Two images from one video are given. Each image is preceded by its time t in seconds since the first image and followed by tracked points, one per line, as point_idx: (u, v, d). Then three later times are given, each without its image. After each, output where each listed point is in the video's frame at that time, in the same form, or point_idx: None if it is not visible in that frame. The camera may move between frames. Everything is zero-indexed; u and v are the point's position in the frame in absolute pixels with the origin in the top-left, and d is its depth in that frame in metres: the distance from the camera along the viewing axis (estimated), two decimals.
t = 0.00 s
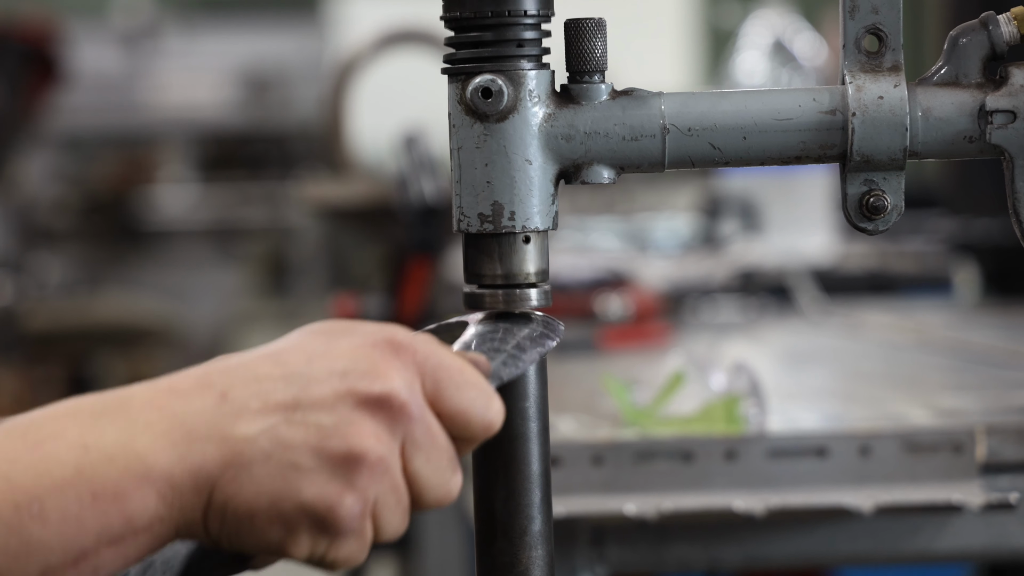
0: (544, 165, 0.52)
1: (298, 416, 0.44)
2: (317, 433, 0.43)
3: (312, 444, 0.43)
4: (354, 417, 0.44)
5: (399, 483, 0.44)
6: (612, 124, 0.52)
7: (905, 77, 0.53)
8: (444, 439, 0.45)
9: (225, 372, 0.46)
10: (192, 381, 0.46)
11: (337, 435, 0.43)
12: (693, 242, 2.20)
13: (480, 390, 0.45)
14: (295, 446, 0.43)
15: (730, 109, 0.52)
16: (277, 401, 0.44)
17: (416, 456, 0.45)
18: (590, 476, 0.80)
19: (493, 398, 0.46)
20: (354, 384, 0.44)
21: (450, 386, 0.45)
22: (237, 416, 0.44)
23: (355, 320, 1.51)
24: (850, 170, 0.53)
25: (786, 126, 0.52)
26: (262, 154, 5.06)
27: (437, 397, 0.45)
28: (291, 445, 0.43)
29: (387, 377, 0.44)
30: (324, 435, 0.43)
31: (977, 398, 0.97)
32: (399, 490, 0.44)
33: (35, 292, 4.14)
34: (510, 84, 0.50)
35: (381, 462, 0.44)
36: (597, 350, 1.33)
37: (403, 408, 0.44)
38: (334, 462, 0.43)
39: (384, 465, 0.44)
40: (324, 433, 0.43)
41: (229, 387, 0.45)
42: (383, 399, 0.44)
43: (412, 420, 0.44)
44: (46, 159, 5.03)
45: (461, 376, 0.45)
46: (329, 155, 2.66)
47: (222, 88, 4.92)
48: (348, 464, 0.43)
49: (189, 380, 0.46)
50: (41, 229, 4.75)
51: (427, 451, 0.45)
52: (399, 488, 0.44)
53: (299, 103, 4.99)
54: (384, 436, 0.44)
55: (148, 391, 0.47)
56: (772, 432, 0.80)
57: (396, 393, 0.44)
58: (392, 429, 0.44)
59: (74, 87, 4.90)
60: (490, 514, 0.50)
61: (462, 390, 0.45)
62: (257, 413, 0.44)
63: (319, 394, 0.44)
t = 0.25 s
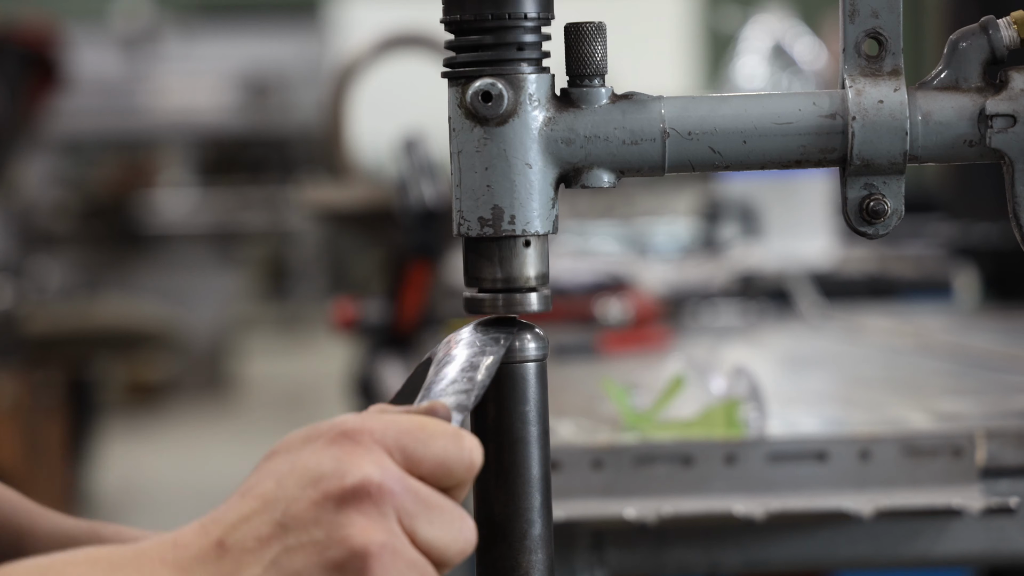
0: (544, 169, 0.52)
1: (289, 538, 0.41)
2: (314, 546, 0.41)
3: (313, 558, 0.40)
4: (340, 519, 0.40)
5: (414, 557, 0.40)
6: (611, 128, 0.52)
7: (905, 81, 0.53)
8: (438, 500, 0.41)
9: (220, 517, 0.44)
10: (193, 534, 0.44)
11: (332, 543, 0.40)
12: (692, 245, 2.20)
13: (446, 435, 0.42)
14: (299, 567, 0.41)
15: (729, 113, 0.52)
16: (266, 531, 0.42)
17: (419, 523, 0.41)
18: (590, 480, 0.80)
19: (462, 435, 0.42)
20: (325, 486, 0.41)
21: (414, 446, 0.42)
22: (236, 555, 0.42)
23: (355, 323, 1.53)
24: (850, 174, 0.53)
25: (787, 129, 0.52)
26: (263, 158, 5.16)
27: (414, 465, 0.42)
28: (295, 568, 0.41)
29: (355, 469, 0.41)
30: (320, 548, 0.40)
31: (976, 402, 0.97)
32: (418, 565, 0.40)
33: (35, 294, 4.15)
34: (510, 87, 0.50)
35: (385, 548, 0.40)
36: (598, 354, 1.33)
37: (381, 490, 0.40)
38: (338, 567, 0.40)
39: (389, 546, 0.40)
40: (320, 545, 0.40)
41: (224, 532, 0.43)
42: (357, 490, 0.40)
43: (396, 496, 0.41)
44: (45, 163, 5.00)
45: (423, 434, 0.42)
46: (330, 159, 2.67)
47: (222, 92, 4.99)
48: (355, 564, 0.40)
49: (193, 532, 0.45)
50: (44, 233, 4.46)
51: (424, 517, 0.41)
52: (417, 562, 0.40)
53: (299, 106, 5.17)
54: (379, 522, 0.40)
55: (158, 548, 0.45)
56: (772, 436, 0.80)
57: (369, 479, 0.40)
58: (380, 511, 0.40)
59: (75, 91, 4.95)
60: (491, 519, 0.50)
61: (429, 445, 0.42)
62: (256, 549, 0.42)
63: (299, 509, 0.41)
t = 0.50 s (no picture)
0: (545, 173, 0.52)
1: (264, 479, 0.41)
2: (285, 494, 0.41)
3: (281, 504, 0.41)
4: (320, 475, 0.41)
5: (379, 535, 0.41)
6: (613, 132, 0.52)
7: (906, 84, 0.53)
8: (420, 483, 0.43)
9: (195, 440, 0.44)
10: (164, 453, 0.44)
11: (303, 494, 0.41)
12: (693, 249, 2.20)
13: (446, 422, 0.43)
14: (266, 508, 0.41)
15: (730, 117, 0.52)
16: (244, 465, 0.42)
17: (392, 504, 0.42)
18: (589, 483, 0.80)
19: (462, 427, 0.44)
20: (316, 441, 0.41)
21: (414, 424, 0.43)
22: (207, 482, 0.42)
23: (355, 327, 1.53)
24: (852, 177, 0.53)
25: (788, 132, 0.52)
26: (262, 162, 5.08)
27: (407, 439, 0.43)
28: (260, 509, 0.41)
29: (348, 431, 0.41)
30: (291, 495, 0.41)
31: (977, 406, 0.96)
32: (379, 543, 0.41)
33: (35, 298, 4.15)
34: (511, 90, 0.50)
35: (353, 516, 0.41)
36: (598, 357, 1.33)
37: (368, 458, 0.41)
38: (305, 520, 0.41)
39: (357, 518, 0.41)
40: (292, 493, 0.41)
41: (197, 457, 0.43)
42: (345, 452, 0.41)
43: (380, 468, 0.41)
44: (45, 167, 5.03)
45: (425, 416, 0.43)
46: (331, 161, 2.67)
47: (222, 96, 4.98)
48: (319, 523, 0.40)
49: (166, 451, 0.44)
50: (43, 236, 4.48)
51: (400, 498, 0.42)
52: (379, 539, 0.41)
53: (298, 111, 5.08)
54: (355, 490, 0.41)
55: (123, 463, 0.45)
56: (773, 439, 0.80)
57: (360, 444, 0.41)
58: (361, 481, 0.41)
59: (75, 95, 4.95)
60: (491, 522, 0.50)
61: (428, 427, 0.43)
62: (225, 482, 0.42)
63: (283, 452, 0.42)
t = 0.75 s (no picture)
0: (546, 177, 0.51)
1: (256, 486, 0.41)
2: (276, 503, 0.41)
3: (270, 514, 0.40)
4: (313, 485, 0.41)
5: (365, 546, 0.42)
6: (614, 136, 0.52)
7: (908, 89, 0.53)
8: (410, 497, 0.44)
9: (189, 437, 0.43)
10: (156, 448, 0.43)
11: (294, 504, 0.41)
12: (694, 253, 2.20)
13: (440, 438, 0.44)
14: (254, 517, 0.40)
15: (731, 121, 0.52)
16: (235, 469, 0.41)
17: (380, 516, 0.43)
18: (590, 488, 0.79)
19: (456, 444, 0.44)
20: (312, 449, 0.41)
21: (409, 437, 0.44)
22: (194, 484, 0.41)
23: (356, 331, 1.53)
24: (853, 182, 0.53)
25: (789, 137, 0.52)
26: (262, 166, 5.08)
27: (399, 453, 0.44)
28: (248, 518, 0.41)
29: (344, 441, 0.42)
30: (282, 505, 0.40)
31: (978, 410, 0.96)
32: (365, 553, 0.42)
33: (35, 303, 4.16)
34: (513, 95, 0.50)
35: (342, 530, 0.41)
36: (599, 362, 1.33)
37: (362, 472, 0.42)
38: (295, 532, 0.40)
39: (347, 531, 0.41)
40: (283, 503, 0.41)
41: (188, 455, 0.42)
42: (339, 464, 0.41)
43: (373, 482, 0.42)
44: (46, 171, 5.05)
45: (420, 429, 0.44)
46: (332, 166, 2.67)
47: (223, 100, 4.99)
48: (310, 535, 0.40)
49: (154, 448, 0.44)
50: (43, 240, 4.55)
51: (389, 511, 0.43)
52: (366, 551, 0.42)
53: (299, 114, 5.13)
54: (346, 501, 0.42)
55: (111, 458, 0.44)
56: (775, 444, 0.80)
57: (354, 457, 0.42)
58: (353, 492, 0.42)
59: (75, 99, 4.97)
60: (493, 527, 0.50)
61: (422, 441, 0.44)
62: (214, 485, 0.41)
63: (276, 460, 0.41)
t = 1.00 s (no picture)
0: (547, 181, 0.51)
1: None
2: None
3: None
4: None
5: None
6: (615, 139, 0.52)
7: (908, 92, 0.53)
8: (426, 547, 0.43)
9: None
10: None
11: None
12: (694, 257, 2.20)
13: (424, 481, 0.44)
14: None
15: (732, 124, 0.52)
16: None
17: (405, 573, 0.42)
18: (591, 490, 0.79)
19: (442, 480, 0.44)
20: (308, 544, 0.42)
21: (394, 493, 0.43)
22: None
23: (357, 334, 1.53)
24: (854, 185, 0.53)
25: (789, 140, 0.52)
26: (263, 169, 5.15)
27: (394, 513, 0.43)
28: None
29: (335, 525, 0.42)
30: None
31: (981, 414, 0.96)
32: None
33: (36, 305, 4.17)
34: (513, 99, 0.50)
35: None
36: (600, 365, 1.33)
37: (363, 543, 0.42)
38: None
39: None
40: None
41: None
42: (339, 544, 0.42)
43: (378, 547, 0.42)
44: (48, 175, 5.08)
45: (401, 483, 0.44)
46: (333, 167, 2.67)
47: (225, 104, 5.02)
48: None
49: None
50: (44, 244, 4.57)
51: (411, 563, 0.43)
52: None
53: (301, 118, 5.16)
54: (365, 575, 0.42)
55: None
56: (776, 447, 0.79)
57: (352, 533, 0.42)
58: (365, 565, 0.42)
59: (77, 102, 4.99)
60: (492, 530, 0.50)
61: (407, 492, 0.43)
62: None
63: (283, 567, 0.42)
